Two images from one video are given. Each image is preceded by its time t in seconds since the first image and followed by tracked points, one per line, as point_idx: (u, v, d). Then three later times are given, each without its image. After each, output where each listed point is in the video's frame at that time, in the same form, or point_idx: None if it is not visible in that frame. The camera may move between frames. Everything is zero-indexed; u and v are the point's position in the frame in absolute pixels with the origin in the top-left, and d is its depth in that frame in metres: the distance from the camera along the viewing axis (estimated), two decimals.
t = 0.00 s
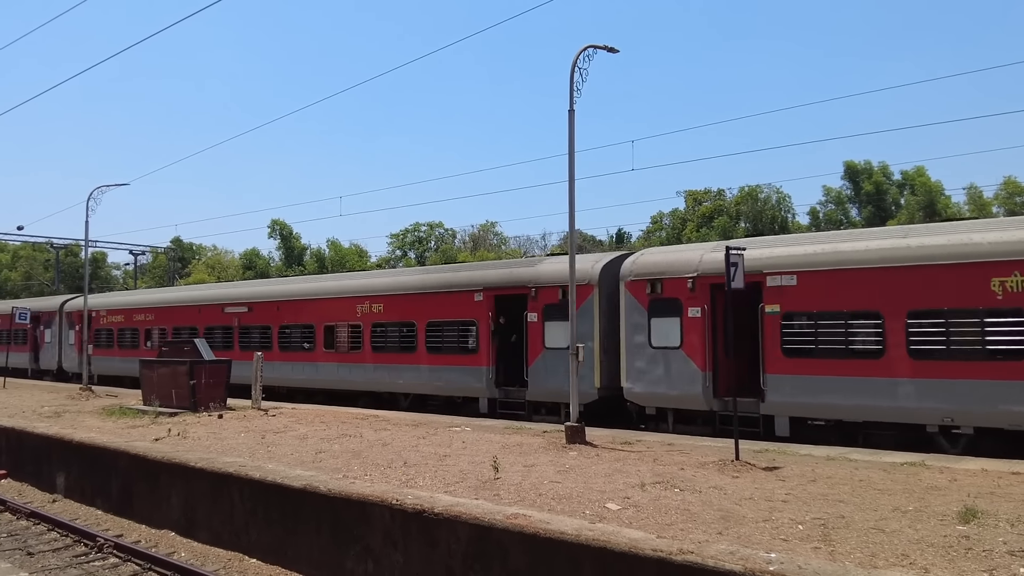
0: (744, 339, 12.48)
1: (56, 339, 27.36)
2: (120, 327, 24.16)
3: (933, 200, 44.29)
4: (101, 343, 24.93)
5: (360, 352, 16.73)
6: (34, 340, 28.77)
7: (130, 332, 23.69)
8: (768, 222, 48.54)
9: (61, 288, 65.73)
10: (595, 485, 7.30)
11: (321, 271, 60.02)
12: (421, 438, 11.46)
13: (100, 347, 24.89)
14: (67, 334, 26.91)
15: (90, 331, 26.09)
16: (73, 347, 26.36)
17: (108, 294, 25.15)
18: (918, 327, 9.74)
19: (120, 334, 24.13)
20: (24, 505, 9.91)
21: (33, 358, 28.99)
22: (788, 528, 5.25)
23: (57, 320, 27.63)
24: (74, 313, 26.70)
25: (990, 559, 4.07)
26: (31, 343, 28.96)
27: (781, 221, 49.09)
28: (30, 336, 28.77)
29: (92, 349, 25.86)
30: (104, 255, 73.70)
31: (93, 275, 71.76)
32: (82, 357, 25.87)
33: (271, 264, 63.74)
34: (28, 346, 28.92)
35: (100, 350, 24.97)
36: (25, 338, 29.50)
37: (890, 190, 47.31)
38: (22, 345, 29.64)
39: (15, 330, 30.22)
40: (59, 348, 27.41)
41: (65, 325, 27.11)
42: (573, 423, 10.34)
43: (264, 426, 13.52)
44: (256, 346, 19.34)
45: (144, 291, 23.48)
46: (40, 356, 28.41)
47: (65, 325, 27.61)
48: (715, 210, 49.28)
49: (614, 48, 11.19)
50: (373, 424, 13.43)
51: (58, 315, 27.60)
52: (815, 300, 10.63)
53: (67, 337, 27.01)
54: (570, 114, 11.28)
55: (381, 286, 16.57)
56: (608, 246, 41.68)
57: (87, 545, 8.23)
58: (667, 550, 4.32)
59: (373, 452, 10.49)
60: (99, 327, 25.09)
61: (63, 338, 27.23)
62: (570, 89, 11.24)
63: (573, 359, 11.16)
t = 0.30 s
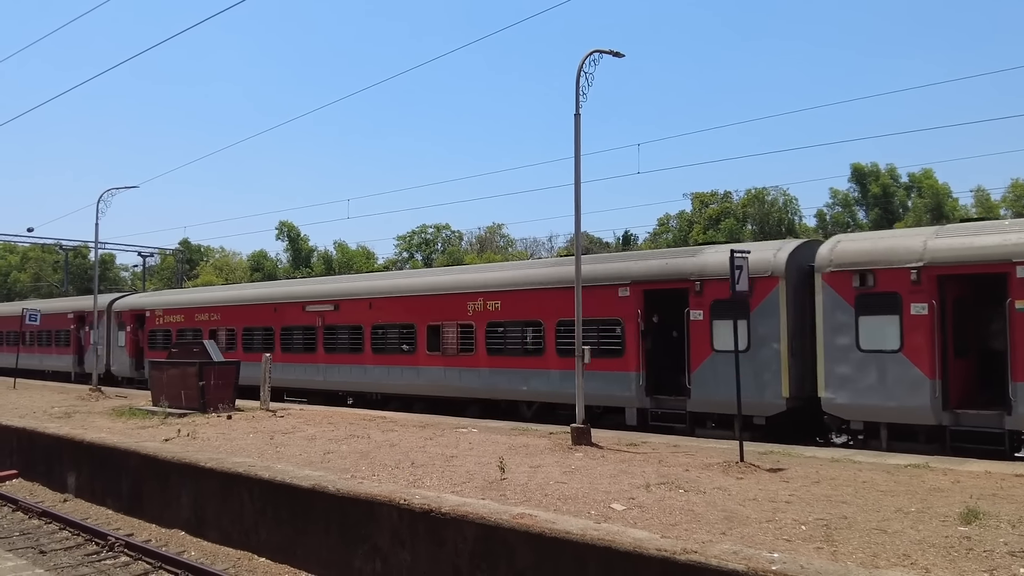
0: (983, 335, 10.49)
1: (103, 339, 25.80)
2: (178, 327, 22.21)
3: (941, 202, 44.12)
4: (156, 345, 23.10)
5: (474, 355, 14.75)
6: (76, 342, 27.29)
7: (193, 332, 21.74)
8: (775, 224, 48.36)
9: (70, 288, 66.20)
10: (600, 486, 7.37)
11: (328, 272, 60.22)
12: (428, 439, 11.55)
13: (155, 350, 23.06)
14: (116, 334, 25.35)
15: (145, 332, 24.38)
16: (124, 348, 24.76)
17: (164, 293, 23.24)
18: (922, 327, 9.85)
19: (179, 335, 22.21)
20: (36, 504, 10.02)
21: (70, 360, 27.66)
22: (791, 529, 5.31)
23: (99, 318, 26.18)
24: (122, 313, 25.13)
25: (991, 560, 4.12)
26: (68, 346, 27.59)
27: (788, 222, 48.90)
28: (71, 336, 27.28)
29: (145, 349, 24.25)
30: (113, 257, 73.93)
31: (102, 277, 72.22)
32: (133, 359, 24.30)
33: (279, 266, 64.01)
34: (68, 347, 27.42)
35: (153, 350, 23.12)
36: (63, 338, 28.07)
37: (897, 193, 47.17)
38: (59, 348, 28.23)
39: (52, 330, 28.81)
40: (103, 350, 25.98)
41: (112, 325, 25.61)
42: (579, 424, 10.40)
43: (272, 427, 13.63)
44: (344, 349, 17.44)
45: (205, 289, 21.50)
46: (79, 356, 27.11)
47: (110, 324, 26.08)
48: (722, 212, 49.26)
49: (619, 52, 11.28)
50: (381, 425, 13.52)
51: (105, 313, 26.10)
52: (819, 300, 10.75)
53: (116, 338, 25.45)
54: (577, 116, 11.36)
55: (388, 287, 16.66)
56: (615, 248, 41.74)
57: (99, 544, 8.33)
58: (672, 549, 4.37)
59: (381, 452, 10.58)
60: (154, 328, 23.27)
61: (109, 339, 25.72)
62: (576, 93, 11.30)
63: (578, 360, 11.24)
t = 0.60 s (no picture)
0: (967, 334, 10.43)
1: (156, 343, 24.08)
2: (252, 330, 20.41)
3: (955, 207, 43.74)
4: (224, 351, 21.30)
5: (477, 361, 15.03)
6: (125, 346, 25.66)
7: (268, 336, 19.93)
8: (788, 229, 47.96)
9: (85, 293, 66.84)
10: (609, 492, 7.40)
11: (340, 277, 60.46)
12: (439, 444, 11.61)
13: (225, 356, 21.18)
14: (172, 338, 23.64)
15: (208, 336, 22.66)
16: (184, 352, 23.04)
17: (219, 296, 22.07)
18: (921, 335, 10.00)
19: (254, 339, 20.35)
20: (51, 507, 10.14)
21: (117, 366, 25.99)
22: (799, 535, 5.32)
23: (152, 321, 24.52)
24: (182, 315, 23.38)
25: (1000, 567, 4.12)
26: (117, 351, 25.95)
27: (802, 227, 48.30)
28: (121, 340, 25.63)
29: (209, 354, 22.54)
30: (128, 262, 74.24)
31: (116, 282, 72.88)
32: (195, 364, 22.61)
33: (291, 270, 64.38)
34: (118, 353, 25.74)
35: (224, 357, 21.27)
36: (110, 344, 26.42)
37: (911, 197, 46.91)
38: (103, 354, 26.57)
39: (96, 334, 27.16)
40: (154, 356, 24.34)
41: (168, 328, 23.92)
42: (589, 430, 10.42)
43: (285, 432, 13.72)
44: (452, 355, 15.50)
45: (249, 294, 20.87)
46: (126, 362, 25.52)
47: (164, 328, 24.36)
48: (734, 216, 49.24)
49: (630, 60, 11.36)
50: (392, 430, 13.60)
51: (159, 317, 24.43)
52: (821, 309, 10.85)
53: (170, 343, 23.74)
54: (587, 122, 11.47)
55: (401, 293, 16.89)
56: (626, 253, 41.70)
57: (113, 547, 8.42)
58: (680, 555, 4.40)
59: (392, 457, 10.64)
60: (223, 331, 21.46)
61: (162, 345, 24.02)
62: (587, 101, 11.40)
63: (590, 367, 11.31)
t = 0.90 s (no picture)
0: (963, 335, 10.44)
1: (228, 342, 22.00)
2: (342, 330, 18.19)
3: (973, 206, 43.27)
4: (310, 352, 19.07)
5: (512, 363, 14.53)
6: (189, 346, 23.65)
7: (361, 336, 17.68)
8: (804, 229, 47.38)
9: (104, 294, 67.52)
10: (629, 492, 7.42)
11: (355, 277, 60.73)
12: (457, 444, 11.66)
13: (312, 357, 18.93)
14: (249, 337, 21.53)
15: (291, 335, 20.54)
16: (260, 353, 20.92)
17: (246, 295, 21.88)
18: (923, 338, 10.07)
19: (343, 339, 18.11)
20: (73, 506, 10.29)
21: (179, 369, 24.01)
22: (820, 535, 5.32)
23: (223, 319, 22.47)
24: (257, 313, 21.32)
25: None
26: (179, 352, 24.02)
27: (818, 227, 47.69)
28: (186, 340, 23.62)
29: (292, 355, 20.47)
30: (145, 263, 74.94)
31: (133, 282, 73.61)
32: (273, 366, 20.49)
33: (306, 270, 64.77)
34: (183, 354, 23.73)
35: (309, 359, 19.02)
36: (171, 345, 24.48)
37: (928, 196, 46.51)
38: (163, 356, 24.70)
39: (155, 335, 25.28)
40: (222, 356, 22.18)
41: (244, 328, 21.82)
42: (606, 430, 10.44)
43: (303, 431, 13.83)
44: (521, 356, 14.39)
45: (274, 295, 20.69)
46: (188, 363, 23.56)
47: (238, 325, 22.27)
48: (750, 215, 49.08)
49: (648, 60, 11.43)
50: (410, 430, 13.67)
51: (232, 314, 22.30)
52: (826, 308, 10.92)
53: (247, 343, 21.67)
54: (605, 122, 11.60)
55: (408, 292, 16.89)
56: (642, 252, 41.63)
57: (134, 545, 8.53)
58: (701, 555, 4.42)
59: (411, 456, 10.71)
60: (305, 331, 19.23)
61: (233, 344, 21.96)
62: (605, 101, 11.49)
63: (608, 367, 11.35)
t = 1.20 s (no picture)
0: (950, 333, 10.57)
1: (308, 340, 19.71)
2: (445, 326, 16.10)
3: (990, 203, 42.81)
4: (404, 351, 16.93)
5: (551, 360, 14.08)
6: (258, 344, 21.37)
7: (465, 334, 15.66)
8: (819, 226, 47.03)
9: (119, 292, 68.06)
10: (645, 490, 7.40)
11: (368, 276, 60.93)
12: (472, 442, 11.68)
13: (407, 356, 16.78)
14: (331, 334, 19.23)
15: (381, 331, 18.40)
16: (347, 351, 18.60)
17: (264, 292, 21.60)
18: (914, 334, 10.16)
19: (444, 338, 16.04)
20: (91, 502, 10.39)
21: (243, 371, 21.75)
22: (840, 534, 5.29)
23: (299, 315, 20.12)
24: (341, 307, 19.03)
25: None
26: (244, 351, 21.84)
27: (833, 224, 47.15)
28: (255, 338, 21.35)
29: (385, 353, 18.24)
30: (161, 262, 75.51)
31: (149, 281, 74.23)
32: (360, 366, 18.26)
33: (320, 269, 65.08)
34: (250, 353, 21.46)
35: (402, 359, 16.94)
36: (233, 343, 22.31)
37: (944, 193, 46.08)
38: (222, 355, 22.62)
39: (213, 333, 23.20)
40: (300, 355, 19.88)
41: (326, 324, 19.44)
42: (622, 428, 10.42)
43: (319, 429, 13.90)
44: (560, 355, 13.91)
45: (294, 291, 20.56)
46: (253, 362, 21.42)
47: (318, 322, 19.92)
48: (764, 213, 48.90)
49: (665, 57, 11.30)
50: (424, 428, 13.70)
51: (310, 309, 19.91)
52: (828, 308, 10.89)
53: (329, 340, 19.35)
54: (621, 117, 11.50)
55: (422, 292, 16.86)
56: (655, 250, 41.51)
57: (151, 542, 8.61)
58: (720, 554, 4.41)
59: (426, 454, 10.73)
60: (399, 327, 17.13)
61: (313, 342, 19.66)
62: (620, 97, 11.35)
63: (624, 366, 11.28)
